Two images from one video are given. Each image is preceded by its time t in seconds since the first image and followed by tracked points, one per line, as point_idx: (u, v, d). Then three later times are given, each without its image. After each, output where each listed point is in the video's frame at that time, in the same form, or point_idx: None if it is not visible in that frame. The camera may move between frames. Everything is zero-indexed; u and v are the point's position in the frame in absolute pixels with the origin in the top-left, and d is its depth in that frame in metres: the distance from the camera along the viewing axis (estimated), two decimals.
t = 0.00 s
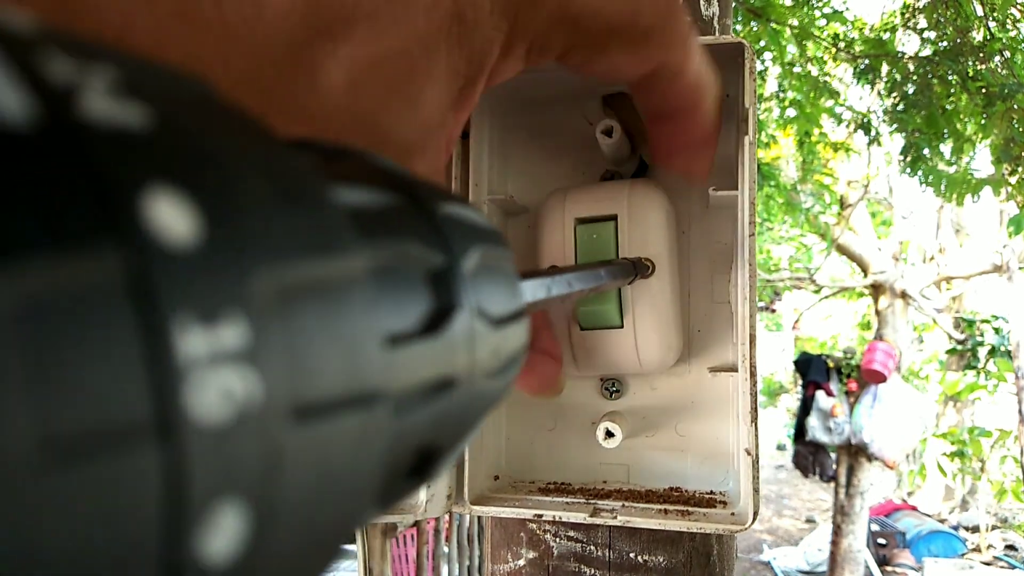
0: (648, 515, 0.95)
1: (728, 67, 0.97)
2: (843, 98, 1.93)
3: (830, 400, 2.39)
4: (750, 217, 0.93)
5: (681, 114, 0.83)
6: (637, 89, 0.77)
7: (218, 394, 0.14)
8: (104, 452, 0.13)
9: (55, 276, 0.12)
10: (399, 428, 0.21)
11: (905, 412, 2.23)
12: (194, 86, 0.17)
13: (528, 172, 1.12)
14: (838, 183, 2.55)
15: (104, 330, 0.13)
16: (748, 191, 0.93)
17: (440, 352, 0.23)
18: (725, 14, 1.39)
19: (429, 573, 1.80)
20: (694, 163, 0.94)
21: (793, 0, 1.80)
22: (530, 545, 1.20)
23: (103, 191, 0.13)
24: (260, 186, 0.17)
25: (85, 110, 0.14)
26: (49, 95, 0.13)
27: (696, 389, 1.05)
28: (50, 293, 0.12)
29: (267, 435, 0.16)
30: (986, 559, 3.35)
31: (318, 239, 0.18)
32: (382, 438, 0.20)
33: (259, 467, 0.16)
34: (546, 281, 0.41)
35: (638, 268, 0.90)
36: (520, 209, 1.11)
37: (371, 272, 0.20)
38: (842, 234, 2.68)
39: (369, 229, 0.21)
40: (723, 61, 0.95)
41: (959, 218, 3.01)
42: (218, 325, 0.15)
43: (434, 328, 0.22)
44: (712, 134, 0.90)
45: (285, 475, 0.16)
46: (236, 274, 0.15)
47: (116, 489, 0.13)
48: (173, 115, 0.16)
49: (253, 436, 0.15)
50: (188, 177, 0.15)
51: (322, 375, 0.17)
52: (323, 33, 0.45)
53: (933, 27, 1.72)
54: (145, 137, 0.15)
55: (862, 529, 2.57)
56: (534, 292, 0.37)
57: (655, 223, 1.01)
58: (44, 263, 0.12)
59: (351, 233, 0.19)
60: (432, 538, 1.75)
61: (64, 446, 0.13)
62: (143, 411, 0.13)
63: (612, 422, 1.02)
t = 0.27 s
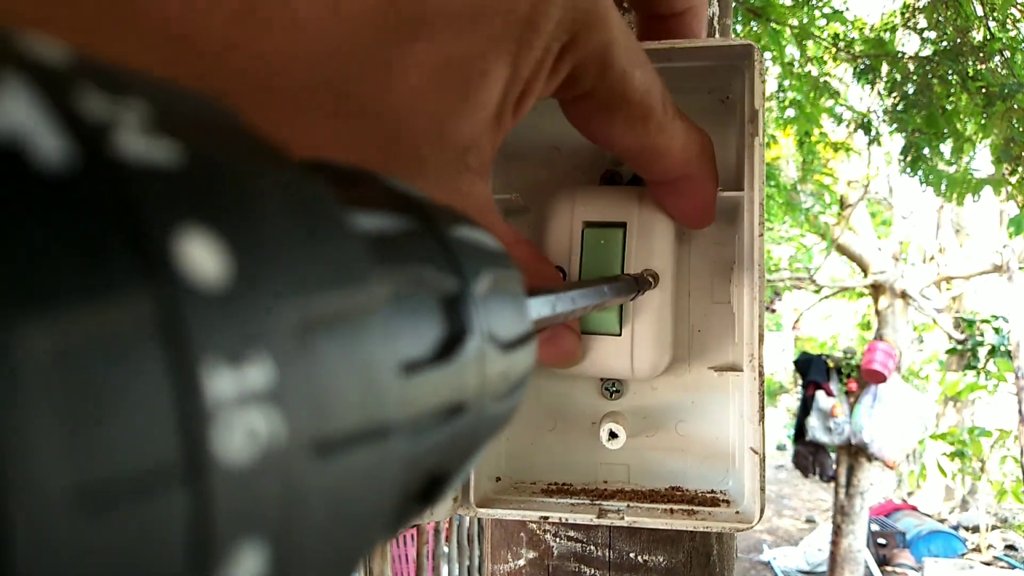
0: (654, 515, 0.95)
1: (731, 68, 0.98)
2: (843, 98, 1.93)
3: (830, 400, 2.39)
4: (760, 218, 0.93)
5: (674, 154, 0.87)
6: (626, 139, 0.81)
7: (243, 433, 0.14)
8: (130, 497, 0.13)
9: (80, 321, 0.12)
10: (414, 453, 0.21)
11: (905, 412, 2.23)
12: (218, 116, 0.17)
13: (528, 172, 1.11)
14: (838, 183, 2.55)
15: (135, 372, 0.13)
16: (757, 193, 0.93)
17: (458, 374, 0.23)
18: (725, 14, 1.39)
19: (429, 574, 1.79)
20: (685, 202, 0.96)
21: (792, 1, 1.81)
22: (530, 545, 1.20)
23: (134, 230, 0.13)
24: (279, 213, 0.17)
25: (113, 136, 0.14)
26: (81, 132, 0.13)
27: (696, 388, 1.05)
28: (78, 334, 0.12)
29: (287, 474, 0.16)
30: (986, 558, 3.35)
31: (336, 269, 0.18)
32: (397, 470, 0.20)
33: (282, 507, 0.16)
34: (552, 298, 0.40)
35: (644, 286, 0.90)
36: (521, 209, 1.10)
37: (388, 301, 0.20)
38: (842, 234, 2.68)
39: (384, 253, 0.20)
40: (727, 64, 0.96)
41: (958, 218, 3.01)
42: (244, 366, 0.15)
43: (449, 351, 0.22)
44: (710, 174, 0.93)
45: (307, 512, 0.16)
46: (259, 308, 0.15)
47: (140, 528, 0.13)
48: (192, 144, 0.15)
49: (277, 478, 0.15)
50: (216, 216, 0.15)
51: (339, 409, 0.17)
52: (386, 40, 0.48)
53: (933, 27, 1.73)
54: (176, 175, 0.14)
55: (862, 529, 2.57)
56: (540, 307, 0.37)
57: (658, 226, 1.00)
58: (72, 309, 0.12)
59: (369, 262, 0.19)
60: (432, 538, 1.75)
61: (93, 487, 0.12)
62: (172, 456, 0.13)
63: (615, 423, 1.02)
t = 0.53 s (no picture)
0: (650, 515, 0.95)
1: (727, 67, 0.97)
2: (842, 98, 1.92)
3: (830, 400, 2.39)
4: (754, 217, 0.92)
5: (657, 158, 0.88)
6: (602, 145, 0.83)
7: (302, 355, 0.17)
8: (205, 393, 0.15)
9: (162, 219, 0.15)
10: (448, 404, 0.23)
11: (905, 412, 2.23)
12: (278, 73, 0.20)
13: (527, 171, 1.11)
14: (838, 183, 2.54)
15: (209, 277, 0.15)
16: (752, 191, 0.92)
17: (486, 337, 0.25)
18: (725, 14, 1.39)
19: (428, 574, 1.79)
20: (679, 204, 0.97)
21: None
22: (530, 545, 1.20)
23: (202, 157, 0.16)
24: (330, 163, 0.19)
25: (182, 66, 0.16)
26: (154, 61, 0.16)
27: (696, 389, 1.05)
28: (159, 236, 0.15)
29: (339, 400, 0.18)
30: (986, 559, 3.35)
31: (383, 221, 0.20)
32: (435, 418, 0.22)
33: (334, 429, 0.18)
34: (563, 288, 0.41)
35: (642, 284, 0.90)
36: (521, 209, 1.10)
37: (430, 256, 0.22)
38: (842, 234, 2.68)
39: (428, 212, 0.22)
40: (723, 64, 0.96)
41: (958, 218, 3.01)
42: (304, 289, 0.17)
43: (478, 313, 0.24)
44: (702, 176, 0.94)
45: (355, 439, 0.19)
46: (318, 248, 0.18)
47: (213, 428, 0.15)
48: (262, 98, 0.18)
49: (330, 399, 0.18)
50: (279, 144, 0.18)
51: (384, 349, 0.20)
52: (356, 39, 0.52)
53: (933, 27, 1.72)
54: (228, 92, 0.17)
55: (862, 529, 2.57)
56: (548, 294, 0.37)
57: (656, 224, 1.00)
58: (154, 208, 0.15)
59: (412, 221, 0.22)
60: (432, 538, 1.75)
61: (173, 378, 0.15)
62: (240, 354, 0.16)
63: (612, 422, 1.02)
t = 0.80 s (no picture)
0: (651, 515, 0.95)
1: (727, 67, 0.97)
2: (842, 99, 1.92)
3: (830, 400, 2.39)
4: (755, 219, 0.92)
5: (648, 171, 0.88)
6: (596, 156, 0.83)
7: (289, 365, 0.16)
8: (190, 405, 0.15)
9: (145, 225, 0.14)
10: (436, 415, 0.23)
11: (905, 412, 2.23)
12: (270, 79, 0.19)
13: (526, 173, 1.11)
14: (838, 184, 2.54)
15: (190, 284, 0.15)
16: (754, 194, 0.92)
17: (474, 345, 0.25)
18: (725, 14, 1.39)
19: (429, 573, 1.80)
20: (674, 213, 0.96)
21: None
22: (530, 545, 1.20)
23: (188, 161, 0.16)
24: (318, 169, 0.19)
25: (171, 73, 0.16)
26: (145, 71, 0.16)
27: (696, 389, 1.05)
28: (141, 244, 0.14)
29: (329, 412, 0.18)
30: (986, 558, 3.35)
31: (373, 228, 0.20)
32: (424, 426, 0.22)
33: (323, 439, 0.17)
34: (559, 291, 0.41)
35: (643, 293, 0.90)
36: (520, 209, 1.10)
37: (417, 263, 0.22)
38: (842, 234, 2.67)
39: (423, 229, 0.23)
40: (723, 64, 0.96)
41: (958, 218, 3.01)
42: (292, 298, 0.17)
43: (468, 325, 0.25)
44: (700, 188, 0.93)
45: (342, 450, 0.18)
46: (305, 254, 0.17)
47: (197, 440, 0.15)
48: (250, 107, 0.18)
49: (319, 410, 0.17)
50: (263, 153, 0.17)
51: (373, 359, 0.19)
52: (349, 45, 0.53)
53: (933, 27, 1.71)
54: (216, 103, 0.17)
55: (862, 529, 2.57)
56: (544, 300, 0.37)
57: (658, 226, 1.00)
58: (137, 217, 0.14)
59: (401, 227, 0.22)
60: (432, 537, 1.75)
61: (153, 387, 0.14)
62: (222, 371, 0.15)
63: (613, 423, 1.02)
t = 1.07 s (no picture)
0: (649, 515, 0.95)
1: (727, 67, 0.97)
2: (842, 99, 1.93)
3: (830, 400, 2.39)
4: (751, 219, 0.93)
5: (642, 159, 0.89)
6: (594, 147, 0.84)
7: (332, 356, 0.18)
8: (241, 392, 0.16)
9: (204, 223, 0.16)
10: (460, 404, 0.25)
11: (905, 412, 2.23)
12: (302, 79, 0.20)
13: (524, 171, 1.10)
14: (838, 183, 2.53)
15: (246, 282, 0.16)
16: (749, 193, 0.93)
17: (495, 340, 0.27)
18: (724, 14, 1.39)
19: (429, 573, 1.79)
20: (670, 203, 0.96)
21: None
22: (530, 545, 1.20)
23: (240, 157, 0.17)
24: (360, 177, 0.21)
25: (224, 68, 0.18)
26: (199, 67, 0.17)
27: (696, 389, 1.05)
28: (201, 237, 0.16)
29: (364, 398, 0.19)
30: (987, 558, 3.35)
31: (405, 227, 0.22)
32: (449, 416, 0.24)
33: (361, 427, 0.19)
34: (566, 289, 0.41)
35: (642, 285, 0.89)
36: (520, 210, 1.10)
37: (444, 262, 0.24)
38: (842, 234, 2.67)
39: (451, 221, 0.25)
40: (721, 65, 0.96)
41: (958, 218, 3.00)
42: (336, 291, 0.18)
43: (490, 320, 0.26)
44: (696, 174, 0.93)
45: (380, 434, 0.20)
46: (348, 252, 0.19)
47: (243, 430, 0.16)
48: (295, 105, 0.19)
49: (359, 397, 0.19)
50: (311, 149, 0.19)
51: (405, 351, 0.21)
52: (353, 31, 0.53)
53: (933, 27, 1.71)
54: (265, 95, 0.18)
55: (863, 529, 2.57)
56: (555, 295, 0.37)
57: (655, 225, 1.00)
58: (199, 212, 0.16)
59: (430, 226, 0.23)
60: (432, 537, 1.75)
61: (207, 379, 0.16)
62: (272, 364, 0.17)
63: (612, 423, 1.02)
